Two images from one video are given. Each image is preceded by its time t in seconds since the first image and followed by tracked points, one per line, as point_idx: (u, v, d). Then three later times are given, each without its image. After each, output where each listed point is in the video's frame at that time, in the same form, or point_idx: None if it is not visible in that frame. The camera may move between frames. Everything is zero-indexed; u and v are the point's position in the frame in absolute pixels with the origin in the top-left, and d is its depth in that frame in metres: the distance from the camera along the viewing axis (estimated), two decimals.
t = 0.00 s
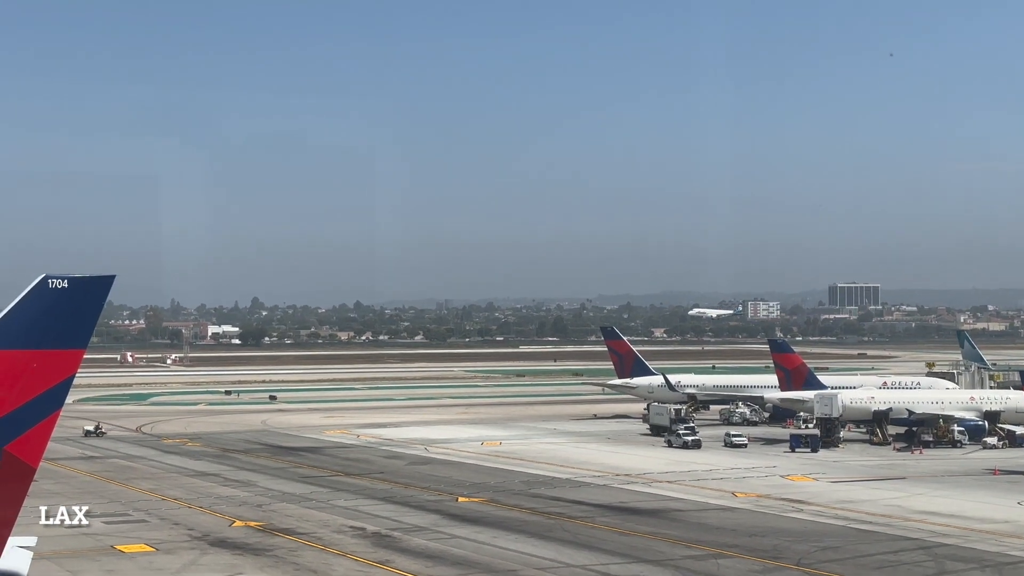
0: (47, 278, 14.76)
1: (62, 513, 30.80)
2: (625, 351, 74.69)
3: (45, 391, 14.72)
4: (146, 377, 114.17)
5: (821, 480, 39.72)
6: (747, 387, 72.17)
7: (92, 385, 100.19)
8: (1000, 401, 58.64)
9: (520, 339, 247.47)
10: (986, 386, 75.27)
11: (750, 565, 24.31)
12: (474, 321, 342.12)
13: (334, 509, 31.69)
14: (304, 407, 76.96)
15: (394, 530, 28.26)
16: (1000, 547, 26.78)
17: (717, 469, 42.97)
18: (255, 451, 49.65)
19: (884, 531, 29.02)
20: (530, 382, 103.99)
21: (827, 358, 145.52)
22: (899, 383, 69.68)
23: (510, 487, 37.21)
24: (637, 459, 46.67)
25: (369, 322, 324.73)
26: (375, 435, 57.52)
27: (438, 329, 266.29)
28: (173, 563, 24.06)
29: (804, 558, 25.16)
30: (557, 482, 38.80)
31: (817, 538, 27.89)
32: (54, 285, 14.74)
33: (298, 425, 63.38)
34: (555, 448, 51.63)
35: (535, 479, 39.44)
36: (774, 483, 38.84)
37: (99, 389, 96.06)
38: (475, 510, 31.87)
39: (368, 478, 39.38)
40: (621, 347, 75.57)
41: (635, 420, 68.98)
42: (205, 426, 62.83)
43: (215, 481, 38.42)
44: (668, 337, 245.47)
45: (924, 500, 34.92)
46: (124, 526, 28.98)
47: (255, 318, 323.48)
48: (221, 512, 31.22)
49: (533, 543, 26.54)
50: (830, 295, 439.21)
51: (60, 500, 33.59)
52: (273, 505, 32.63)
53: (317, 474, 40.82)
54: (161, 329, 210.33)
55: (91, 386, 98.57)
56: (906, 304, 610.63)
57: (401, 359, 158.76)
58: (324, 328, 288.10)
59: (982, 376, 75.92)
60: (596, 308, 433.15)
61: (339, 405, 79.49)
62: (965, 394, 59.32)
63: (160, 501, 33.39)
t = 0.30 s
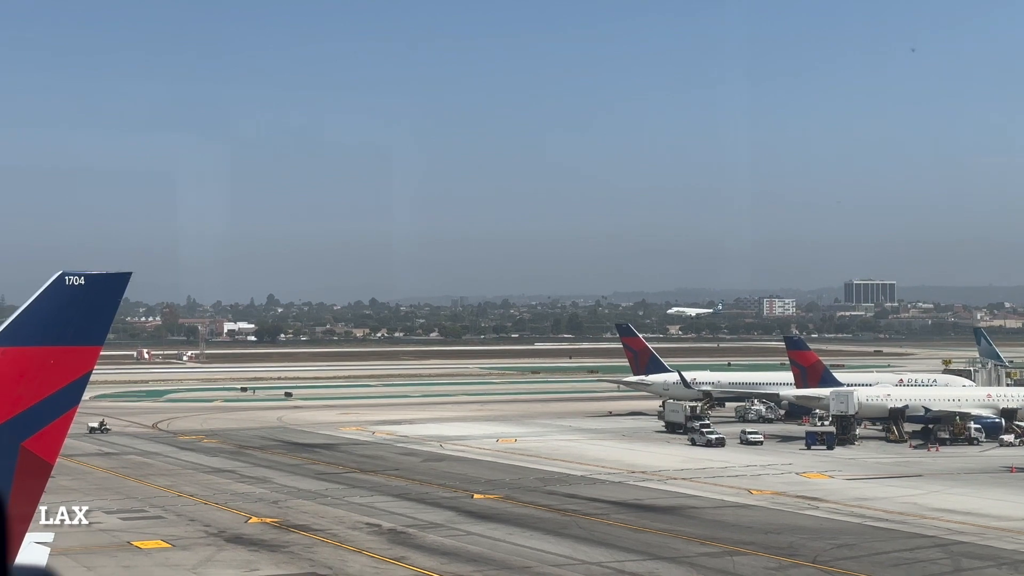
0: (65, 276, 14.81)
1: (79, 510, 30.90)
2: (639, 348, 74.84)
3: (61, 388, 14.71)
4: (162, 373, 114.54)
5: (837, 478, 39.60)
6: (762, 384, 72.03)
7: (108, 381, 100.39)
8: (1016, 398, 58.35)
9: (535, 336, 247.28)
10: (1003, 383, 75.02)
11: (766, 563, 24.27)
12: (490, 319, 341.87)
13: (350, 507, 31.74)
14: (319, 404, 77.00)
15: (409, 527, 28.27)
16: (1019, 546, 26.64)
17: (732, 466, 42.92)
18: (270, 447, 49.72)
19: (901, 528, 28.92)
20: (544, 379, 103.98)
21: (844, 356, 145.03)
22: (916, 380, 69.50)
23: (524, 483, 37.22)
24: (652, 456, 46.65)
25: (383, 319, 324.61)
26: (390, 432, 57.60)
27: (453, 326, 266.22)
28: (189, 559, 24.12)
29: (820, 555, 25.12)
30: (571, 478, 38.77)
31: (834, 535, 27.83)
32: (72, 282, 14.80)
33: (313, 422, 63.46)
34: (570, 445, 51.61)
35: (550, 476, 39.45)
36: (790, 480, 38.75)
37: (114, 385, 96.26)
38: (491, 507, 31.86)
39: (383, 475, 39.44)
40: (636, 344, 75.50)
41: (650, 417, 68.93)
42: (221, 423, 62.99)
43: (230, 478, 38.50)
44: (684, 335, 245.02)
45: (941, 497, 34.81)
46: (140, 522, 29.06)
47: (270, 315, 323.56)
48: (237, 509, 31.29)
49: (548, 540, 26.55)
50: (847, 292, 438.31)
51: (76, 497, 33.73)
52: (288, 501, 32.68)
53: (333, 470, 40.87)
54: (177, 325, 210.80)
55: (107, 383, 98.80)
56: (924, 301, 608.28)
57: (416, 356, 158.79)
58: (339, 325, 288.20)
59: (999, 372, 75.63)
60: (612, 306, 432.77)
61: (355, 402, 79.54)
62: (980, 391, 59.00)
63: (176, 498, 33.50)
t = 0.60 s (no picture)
0: (91, 272, 14.86)
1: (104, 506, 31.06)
2: (662, 345, 74.74)
3: (89, 382, 14.65)
4: (187, 369, 114.96)
5: (860, 475, 39.45)
6: (785, 381, 71.82)
7: (132, 378, 100.82)
8: None
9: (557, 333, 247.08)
10: None
11: (789, 559, 24.22)
12: (513, 316, 341.92)
13: (372, 502, 31.81)
14: (342, 401, 77.12)
15: (432, 523, 28.29)
16: None
17: (755, 463, 42.82)
18: (294, 443, 49.80)
19: (925, 526, 28.82)
20: (567, 376, 103.91)
21: (868, 354, 144.38)
22: (940, 377, 69.20)
23: (547, 480, 37.24)
24: (675, 453, 46.59)
25: (406, 315, 325.02)
26: (413, 428, 57.74)
27: (475, 322, 266.09)
28: (213, 554, 24.21)
29: (843, 552, 25.06)
30: (594, 475, 38.73)
31: (857, 532, 27.75)
32: (98, 278, 14.86)
33: (336, 418, 63.62)
34: (592, 441, 51.57)
35: (573, 472, 39.43)
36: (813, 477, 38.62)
37: (139, 381, 96.65)
38: (513, 503, 31.88)
39: (406, 471, 39.50)
40: (659, 340, 75.37)
41: (673, 414, 68.84)
42: (244, 419, 63.22)
43: (253, 473, 38.62)
44: (707, 331, 244.34)
45: (966, 494, 34.66)
46: (164, 517, 29.20)
47: (293, 312, 324.16)
48: (261, 505, 31.39)
49: (570, 536, 26.55)
50: (871, 289, 436.47)
51: (100, 492, 33.89)
52: (311, 497, 32.79)
53: (355, 466, 40.95)
54: (202, 321, 211.45)
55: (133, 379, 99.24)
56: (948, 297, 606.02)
57: (439, 353, 158.91)
58: (362, 322, 288.67)
59: None
60: (635, 302, 432.33)
61: (378, 398, 79.68)
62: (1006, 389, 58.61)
63: (200, 493, 33.64)
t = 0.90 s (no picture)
0: (122, 268, 14.78)
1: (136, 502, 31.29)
2: (692, 341, 74.60)
3: (120, 378, 14.63)
4: (218, 365, 115.48)
5: (891, 471, 39.29)
6: (815, 377, 71.55)
7: (163, 373, 101.35)
8: None
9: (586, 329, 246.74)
10: None
11: (819, 556, 24.15)
12: (542, 311, 341.83)
13: (401, 498, 31.91)
14: (371, 396, 77.30)
15: (461, 518, 28.37)
16: None
17: (785, 459, 42.70)
18: (323, 438, 50.01)
19: (956, 522, 28.68)
20: (597, 372, 103.86)
21: (899, 350, 143.58)
22: (972, 373, 68.78)
23: (576, 476, 37.24)
24: (704, 449, 46.51)
25: (435, 311, 325.30)
26: (442, 424, 57.86)
27: (504, 317, 265.95)
28: (243, 549, 24.34)
29: (873, 549, 24.97)
30: (623, 471, 38.73)
31: (888, 529, 27.63)
32: (129, 274, 14.77)
33: (366, 414, 63.82)
34: (622, 437, 51.55)
35: (602, 468, 39.43)
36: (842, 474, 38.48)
37: (169, 377, 97.15)
38: (542, 498, 31.92)
39: (435, 466, 39.58)
40: (688, 336, 75.29)
41: (702, 410, 68.73)
42: (274, 414, 63.51)
43: (283, 468, 38.79)
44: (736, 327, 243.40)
45: (998, 491, 34.45)
46: (195, 512, 29.37)
47: (323, 308, 324.71)
48: (291, 500, 31.52)
49: (600, 532, 26.57)
50: (902, 285, 433.98)
51: (133, 487, 34.14)
52: (341, 493, 32.91)
53: (385, 461, 41.08)
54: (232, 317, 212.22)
55: (163, 374, 99.76)
56: (979, 292, 602.60)
57: (469, 348, 158.92)
58: (391, 318, 289.52)
59: None
60: (664, 297, 431.67)
61: (407, 393, 79.86)
62: None
63: (230, 488, 33.83)
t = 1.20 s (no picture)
0: (156, 263, 14.71)
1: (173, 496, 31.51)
2: (725, 336, 74.40)
3: (156, 374, 14.50)
4: (253, 360, 116.02)
5: (927, 467, 39.05)
6: (851, 372, 71.19)
7: (199, 368, 101.86)
8: None
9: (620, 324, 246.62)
10: None
11: (856, 552, 24.02)
12: (578, 306, 342.05)
13: (435, 493, 32.01)
14: (404, 391, 77.47)
15: (495, 513, 28.38)
16: None
17: (820, 454, 42.55)
18: (357, 433, 50.17)
19: (993, 519, 28.49)
20: (631, 367, 103.65)
21: (935, 345, 142.65)
22: (1009, 369, 68.19)
23: (610, 471, 37.23)
24: (739, 444, 46.35)
25: (470, 306, 325.98)
26: (476, 419, 57.97)
27: (538, 313, 266.04)
28: (277, 544, 24.46)
29: (910, 545, 24.80)
30: (657, 466, 38.64)
31: (924, 525, 27.48)
32: (164, 269, 14.70)
33: (399, 409, 63.95)
34: (656, 432, 51.46)
35: (636, 463, 39.39)
36: (878, 470, 38.26)
37: (205, 372, 97.63)
38: (576, 494, 31.90)
39: (470, 462, 39.64)
40: (722, 331, 75.08)
41: (737, 405, 68.53)
42: (309, 409, 63.76)
43: (318, 464, 38.95)
44: (771, 323, 242.65)
45: None
46: (230, 506, 29.53)
47: (358, 303, 326.10)
48: (326, 495, 31.62)
49: (634, 527, 26.52)
50: (939, 279, 431.95)
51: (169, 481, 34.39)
52: (375, 487, 33.02)
53: (419, 456, 41.17)
54: (267, 312, 213.51)
55: (199, 370, 100.32)
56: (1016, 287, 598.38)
57: (503, 344, 159.12)
58: (425, 313, 290.23)
59: None
60: (699, 293, 431.03)
61: (441, 389, 80.01)
62: None
63: (265, 483, 33.99)
